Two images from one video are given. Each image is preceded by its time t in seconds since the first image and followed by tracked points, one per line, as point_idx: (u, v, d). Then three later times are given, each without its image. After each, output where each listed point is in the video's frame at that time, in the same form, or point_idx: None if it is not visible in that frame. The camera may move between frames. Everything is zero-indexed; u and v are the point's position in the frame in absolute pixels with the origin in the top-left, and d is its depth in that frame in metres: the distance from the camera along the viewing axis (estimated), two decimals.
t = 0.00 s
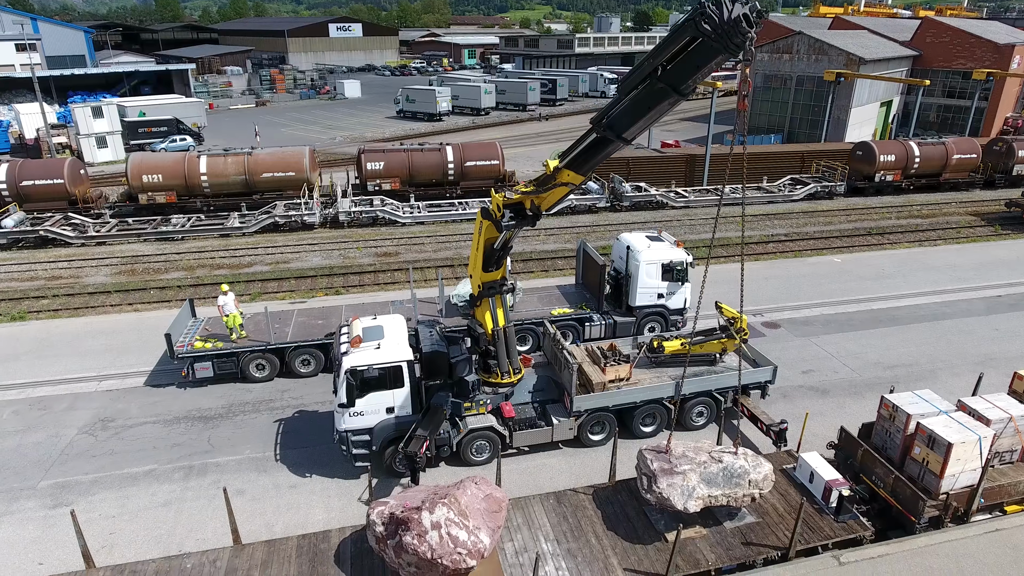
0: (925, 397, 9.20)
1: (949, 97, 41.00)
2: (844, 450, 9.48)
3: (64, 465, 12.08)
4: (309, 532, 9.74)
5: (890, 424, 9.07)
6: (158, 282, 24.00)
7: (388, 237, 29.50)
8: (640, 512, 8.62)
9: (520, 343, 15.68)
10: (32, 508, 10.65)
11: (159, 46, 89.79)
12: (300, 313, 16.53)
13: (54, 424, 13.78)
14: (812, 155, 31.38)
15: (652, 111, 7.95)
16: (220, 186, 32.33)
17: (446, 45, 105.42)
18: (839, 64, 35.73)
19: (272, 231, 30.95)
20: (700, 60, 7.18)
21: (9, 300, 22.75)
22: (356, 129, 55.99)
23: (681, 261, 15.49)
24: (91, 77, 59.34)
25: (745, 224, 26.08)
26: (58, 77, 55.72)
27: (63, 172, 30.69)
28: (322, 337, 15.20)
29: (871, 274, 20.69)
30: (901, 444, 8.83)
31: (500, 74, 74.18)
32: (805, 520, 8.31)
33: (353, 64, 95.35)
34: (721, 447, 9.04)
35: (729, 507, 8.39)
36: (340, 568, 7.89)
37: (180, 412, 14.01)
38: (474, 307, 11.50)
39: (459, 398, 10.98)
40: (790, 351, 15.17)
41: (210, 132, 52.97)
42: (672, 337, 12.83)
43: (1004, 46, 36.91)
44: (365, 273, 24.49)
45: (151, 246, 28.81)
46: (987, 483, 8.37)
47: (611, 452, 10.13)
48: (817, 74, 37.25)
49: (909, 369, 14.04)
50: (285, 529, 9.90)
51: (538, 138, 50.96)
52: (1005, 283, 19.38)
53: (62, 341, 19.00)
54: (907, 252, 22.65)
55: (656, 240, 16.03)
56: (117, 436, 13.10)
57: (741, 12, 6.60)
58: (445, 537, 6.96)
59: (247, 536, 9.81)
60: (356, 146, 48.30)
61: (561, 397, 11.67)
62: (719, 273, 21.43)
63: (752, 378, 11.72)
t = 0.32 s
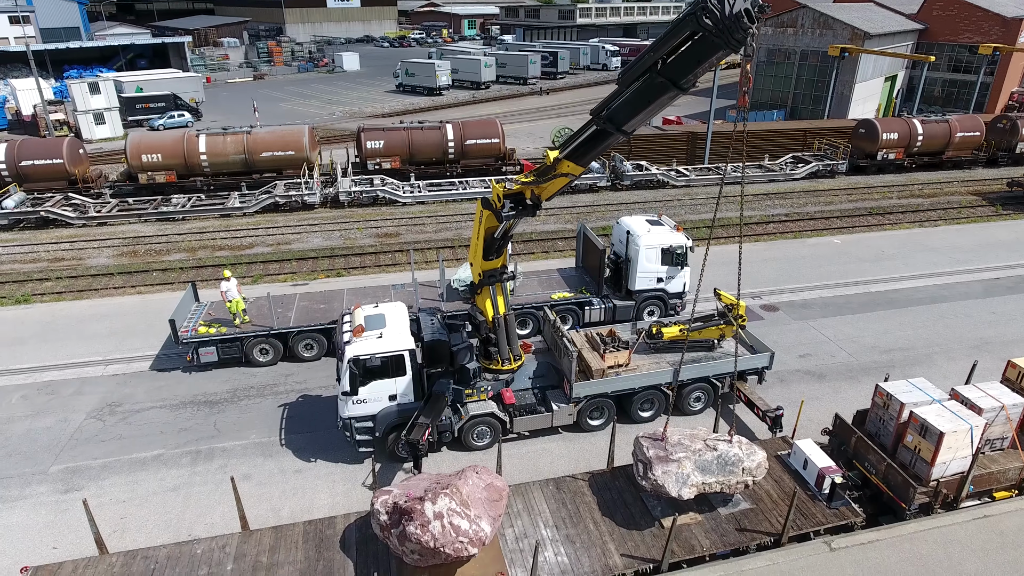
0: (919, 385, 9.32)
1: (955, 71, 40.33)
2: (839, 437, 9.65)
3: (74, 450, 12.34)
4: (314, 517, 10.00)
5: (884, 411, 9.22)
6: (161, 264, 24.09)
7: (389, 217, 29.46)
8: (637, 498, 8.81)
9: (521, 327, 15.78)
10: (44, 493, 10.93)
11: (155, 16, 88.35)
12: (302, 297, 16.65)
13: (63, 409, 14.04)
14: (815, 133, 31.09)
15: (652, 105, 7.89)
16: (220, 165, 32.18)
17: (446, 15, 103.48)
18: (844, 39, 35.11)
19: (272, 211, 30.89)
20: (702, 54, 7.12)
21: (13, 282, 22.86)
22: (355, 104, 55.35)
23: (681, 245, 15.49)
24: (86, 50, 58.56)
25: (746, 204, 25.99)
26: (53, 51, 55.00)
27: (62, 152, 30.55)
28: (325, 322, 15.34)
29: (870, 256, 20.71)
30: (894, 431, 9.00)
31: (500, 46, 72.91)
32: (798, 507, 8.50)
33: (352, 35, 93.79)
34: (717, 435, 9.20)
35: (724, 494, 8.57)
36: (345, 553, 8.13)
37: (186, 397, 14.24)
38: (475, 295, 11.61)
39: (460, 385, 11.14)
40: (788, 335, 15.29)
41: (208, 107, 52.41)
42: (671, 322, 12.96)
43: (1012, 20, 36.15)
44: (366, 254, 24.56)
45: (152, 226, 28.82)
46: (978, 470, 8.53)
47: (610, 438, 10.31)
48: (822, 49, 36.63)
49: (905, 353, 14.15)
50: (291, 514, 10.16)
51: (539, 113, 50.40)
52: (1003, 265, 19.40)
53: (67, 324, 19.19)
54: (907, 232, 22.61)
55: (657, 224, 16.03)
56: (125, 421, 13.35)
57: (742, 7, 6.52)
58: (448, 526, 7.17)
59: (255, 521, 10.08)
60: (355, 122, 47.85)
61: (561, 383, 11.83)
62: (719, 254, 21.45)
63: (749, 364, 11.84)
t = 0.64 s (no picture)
0: (912, 372, 9.47)
1: (961, 45, 39.72)
2: (832, 423, 9.84)
3: (85, 435, 12.63)
4: (320, 502, 10.29)
5: (877, 399, 9.39)
6: (164, 246, 24.19)
7: (390, 198, 29.41)
8: (635, 484, 9.03)
9: (522, 311, 15.90)
10: (57, 478, 11.23)
11: None
12: (304, 282, 16.78)
13: (73, 394, 14.30)
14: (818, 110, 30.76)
15: (652, 99, 7.86)
16: (220, 145, 32.00)
17: None
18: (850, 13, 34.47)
19: (273, 192, 30.82)
20: (701, 51, 7.08)
21: (18, 266, 23.01)
22: (354, 78, 54.65)
23: (681, 229, 15.51)
24: (81, 23, 57.69)
25: (746, 184, 25.89)
26: (47, 25, 54.20)
27: (62, 132, 30.40)
28: (327, 307, 15.49)
29: (869, 237, 20.72)
30: (887, 418, 9.18)
31: (501, 17, 71.60)
32: (791, 492, 8.71)
33: (350, 7, 92.15)
34: (711, 422, 9.37)
35: (718, 479, 8.78)
36: (351, 538, 8.40)
37: (193, 381, 14.48)
38: (477, 283, 11.71)
39: (462, 371, 11.30)
40: (786, 318, 15.42)
41: (206, 83, 51.81)
42: (670, 308, 13.07)
43: None
44: (367, 236, 24.62)
45: (154, 207, 28.82)
46: (967, 456, 8.72)
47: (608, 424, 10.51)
48: (827, 22, 35.96)
49: (901, 337, 14.28)
50: (298, 499, 10.45)
51: (540, 87, 49.77)
52: (1002, 245, 19.43)
53: (73, 308, 19.38)
54: (907, 212, 22.56)
55: (656, 207, 16.03)
56: (133, 406, 13.61)
57: (743, 3, 6.44)
58: (450, 515, 7.41)
59: (262, 505, 10.37)
60: (355, 98, 47.36)
61: (561, 368, 12.01)
62: (719, 235, 21.46)
63: (746, 350, 11.99)
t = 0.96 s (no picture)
0: (905, 360, 9.65)
1: (968, 19, 39.10)
2: (825, 408, 10.05)
3: (95, 418, 12.92)
4: (325, 486, 10.58)
5: (869, 385, 9.58)
6: (166, 228, 24.28)
7: (390, 178, 29.34)
8: (631, 468, 9.27)
9: (522, 295, 16.05)
10: (70, 461, 11.54)
11: None
12: (307, 266, 16.92)
13: (82, 377, 14.58)
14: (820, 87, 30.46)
15: (650, 94, 7.88)
16: (219, 124, 31.81)
17: None
18: None
19: (273, 172, 30.74)
20: (702, 47, 7.07)
21: (21, 248, 23.13)
22: (353, 52, 53.88)
23: (681, 213, 15.57)
24: None
25: (745, 163, 25.81)
26: None
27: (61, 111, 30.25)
28: (330, 292, 15.65)
29: (869, 218, 20.73)
30: (879, 405, 9.37)
31: None
32: (783, 477, 8.94)
33: None
34: (705, 408, 9.57)
35: (712, 464, 8.99)
36: (357, 521, 8.69)
37: (199, 365, 14.73)
38: (477, 270, 11.81)
39: (463, 357, 11.49)
40: (783, 301, 15.57)
41: (203, 57, 51.14)
42: (667, 293, 13.21)
43: None
44: (368, 217, 24.68)
45: (155, 188, 28.79)
46: (956, 442, 8.94)
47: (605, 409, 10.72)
48: None
49: (896, 321, 14.42)
50: (304, 481, 10.75)
51: (541, 62, 49.11)
52: (1000, 226, 19.47)
53: (78, 291, 19.57)
54: (907, 193, 22.52)
55: (656, 191, 16.06)
56: (141, 390, 13.89)
57: None
58: (452, 501, 7.65)
59: (269, 488, 10.68)
60: (353, 73, 46.80)
61: (560, 354, 12.19)
62: (719, 216, 21.48)
63: (742, 335, 12.13)
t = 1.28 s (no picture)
0: (896, 348, 9.84)
1: None
2: (817, 394, 10.27)
3: (104, 402, 13.23)
4: (329, 469, 10.90)
5: (861, 372, 9.78)
6: (168, 210, 24.38)
7: (390, 158, 29.25)
8: (627, 453, 9.51)
9: (521, 278, 16.17)
10: (81, 445, 11.88)
11: None
12: (308, 250, 17.05)
13: (90, 361, 14.86)
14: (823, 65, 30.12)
15: (648, 89, 7.91)
16: (218, 103, 31.60)
17: None
18: None
19: (273, 152, 30.65)
20: (700, 43, 7.08)
21: (25, 230, 23.27)
22: (352, 26, 53.06)
23: (679, 198, 15.61)
24: None
25: (746, 143, 25.70)
26: None
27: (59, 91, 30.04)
28: (331, 276, 15.81)
29: (868, 199, 20.72)
30: (869, 391, 9.58)
31: None
32: (774, 462, 9.18)
33: None
34: (697, 394, 9.75)
35: (705, 450, 9.23)
36: (361, 505, 8.99)
37: (204, 349, 14.99)
38: (476, 257, 11.94)
39: (463, 343, 11.74)
40: (780, 285, 15.69)
41: (200, 32, 50.42)
42: (665, 279, 13.35)
43: None
44: (369, 199, 24.71)
45: (155, 169, 28.77)
46: (944, 428, 9.17)
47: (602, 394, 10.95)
48: None
49: (891, 305, 14.55)
50: (309, 464, 11.05)
51: (542, 36, 48.37)
52: (999, 208, 19.49)
53: (83, 274, 19.77)
54: (908, 173, 22.45)
55: (655, 175, 16.07)
56: (149, 373, 14.18)
57: None
58: (453, 488, 7.92)
59: (276, 471, 10.99)
60: (352, 49, 46.20)
61: (558, 339, 12.40)
62: (718, 197, 21.48)
63: (738, 321, 12.29)
